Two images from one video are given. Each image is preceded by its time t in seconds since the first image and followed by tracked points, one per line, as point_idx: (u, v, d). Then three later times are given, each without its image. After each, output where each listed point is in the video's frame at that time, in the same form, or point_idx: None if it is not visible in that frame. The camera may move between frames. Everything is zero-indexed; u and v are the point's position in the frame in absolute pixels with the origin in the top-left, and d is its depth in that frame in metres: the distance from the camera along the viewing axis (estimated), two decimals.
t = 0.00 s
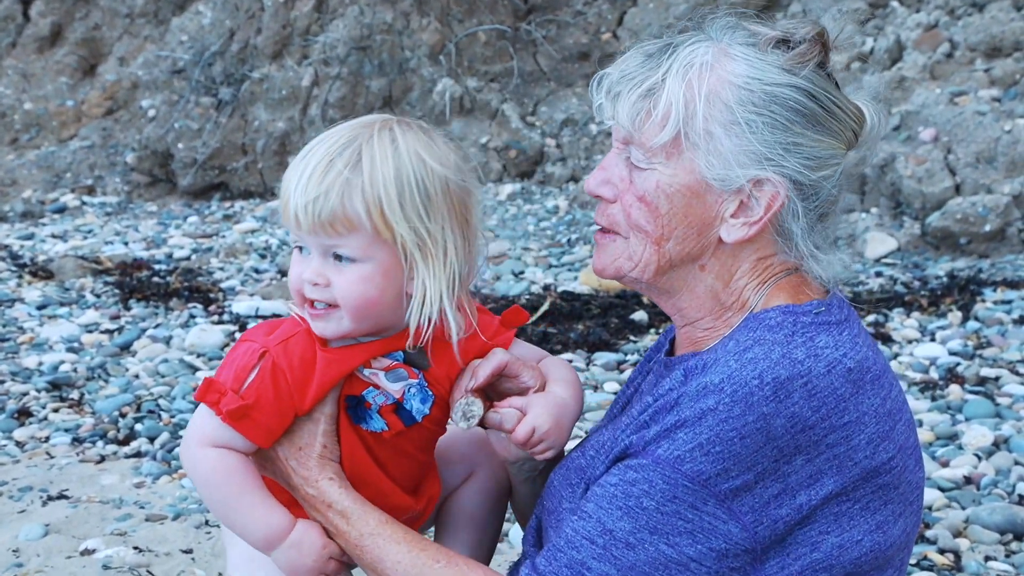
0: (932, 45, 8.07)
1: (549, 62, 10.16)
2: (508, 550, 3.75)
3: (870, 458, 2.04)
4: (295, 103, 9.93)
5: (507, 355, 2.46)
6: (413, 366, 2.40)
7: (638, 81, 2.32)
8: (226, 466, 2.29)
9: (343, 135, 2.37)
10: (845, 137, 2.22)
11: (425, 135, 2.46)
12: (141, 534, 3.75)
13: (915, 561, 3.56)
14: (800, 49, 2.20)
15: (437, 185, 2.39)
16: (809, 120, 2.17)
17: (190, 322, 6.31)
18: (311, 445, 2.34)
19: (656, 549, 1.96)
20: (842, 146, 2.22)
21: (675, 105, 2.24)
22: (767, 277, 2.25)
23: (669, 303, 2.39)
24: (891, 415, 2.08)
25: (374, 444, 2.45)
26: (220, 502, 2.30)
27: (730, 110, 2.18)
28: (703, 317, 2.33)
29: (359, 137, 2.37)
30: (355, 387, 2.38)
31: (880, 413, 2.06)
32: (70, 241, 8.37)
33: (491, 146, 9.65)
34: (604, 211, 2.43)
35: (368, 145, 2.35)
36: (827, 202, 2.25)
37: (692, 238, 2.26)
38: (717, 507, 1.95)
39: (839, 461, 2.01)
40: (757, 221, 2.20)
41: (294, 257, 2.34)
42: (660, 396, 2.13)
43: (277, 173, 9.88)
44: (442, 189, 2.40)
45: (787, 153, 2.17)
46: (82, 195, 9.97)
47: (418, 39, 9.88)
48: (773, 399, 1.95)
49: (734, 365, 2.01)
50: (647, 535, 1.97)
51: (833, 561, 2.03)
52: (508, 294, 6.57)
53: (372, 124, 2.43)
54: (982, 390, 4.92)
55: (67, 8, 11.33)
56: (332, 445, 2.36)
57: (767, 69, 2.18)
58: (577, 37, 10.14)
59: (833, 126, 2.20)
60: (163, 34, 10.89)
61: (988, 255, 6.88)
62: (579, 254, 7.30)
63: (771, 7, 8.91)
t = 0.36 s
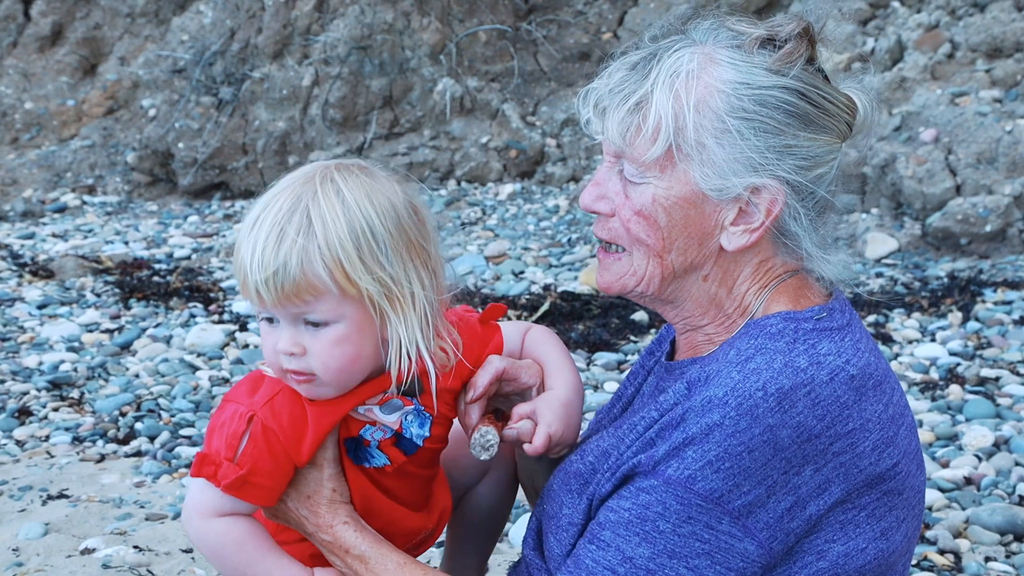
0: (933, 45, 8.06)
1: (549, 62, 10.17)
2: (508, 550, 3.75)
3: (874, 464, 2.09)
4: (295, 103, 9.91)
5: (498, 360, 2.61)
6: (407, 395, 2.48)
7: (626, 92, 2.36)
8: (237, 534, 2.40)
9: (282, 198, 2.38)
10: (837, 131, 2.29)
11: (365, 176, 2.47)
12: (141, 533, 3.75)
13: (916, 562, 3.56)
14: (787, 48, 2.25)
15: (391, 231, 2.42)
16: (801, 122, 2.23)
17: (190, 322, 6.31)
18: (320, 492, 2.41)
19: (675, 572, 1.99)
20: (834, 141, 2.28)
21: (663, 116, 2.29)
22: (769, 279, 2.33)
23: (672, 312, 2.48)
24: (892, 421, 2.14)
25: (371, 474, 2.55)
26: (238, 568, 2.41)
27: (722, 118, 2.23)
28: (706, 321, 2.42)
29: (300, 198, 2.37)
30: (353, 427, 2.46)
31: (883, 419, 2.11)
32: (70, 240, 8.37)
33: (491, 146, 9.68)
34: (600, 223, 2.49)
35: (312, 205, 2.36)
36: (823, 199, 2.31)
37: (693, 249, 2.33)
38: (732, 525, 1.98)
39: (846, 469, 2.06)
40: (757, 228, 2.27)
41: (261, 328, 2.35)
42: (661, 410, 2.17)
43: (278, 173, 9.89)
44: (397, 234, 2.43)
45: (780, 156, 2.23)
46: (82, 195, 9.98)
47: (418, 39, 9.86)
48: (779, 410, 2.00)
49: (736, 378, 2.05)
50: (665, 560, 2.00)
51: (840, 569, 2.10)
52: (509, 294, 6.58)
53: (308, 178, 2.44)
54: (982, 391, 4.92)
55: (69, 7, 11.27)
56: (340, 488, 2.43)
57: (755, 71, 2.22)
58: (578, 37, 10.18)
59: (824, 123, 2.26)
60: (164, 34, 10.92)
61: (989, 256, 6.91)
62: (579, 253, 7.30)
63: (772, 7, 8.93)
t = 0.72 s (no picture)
0: (935, 56, 8.04)
1: (550, 71, 10.24)
2: (509, 559, 3.74)
3: (872, 469, 2.11)
4: (297, 111, 9.88)
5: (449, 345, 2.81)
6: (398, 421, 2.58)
7: (617, 102, 2.39)
8: None
9: (275, 267, 2.38)
10: (827, 143, 2.28)
11: (341, 231, 2.49)
12: (143, 543, 3.74)
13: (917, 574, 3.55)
14: (776, 60, 2.25)
15: (379, 282, 2.47)
16: (794, 135, 2.23)
17: (191, 331, 6.31)
18: (327, 537, 2.51)
19: None
20: (825, 154, 2.28)
21: (653, 126, 2.31)
22: (761, 289, 2.33)
23: (668, 323, 2.50)
24: (888, 426, 2.15)
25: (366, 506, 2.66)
26: None
27: (710, 128, 2.24)
28: (699, 331, 2.43)
29: (291, 264, 2.38)
30: (353, 468, 2.54)
31: (879, 424, 2.13)
32: (72, 249, 8.38)
33: (492, 156, 9.71)
34: (595, 234, 2.51)
35: (306, 270, 2.37)
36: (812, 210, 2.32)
37: (682, 258, 2.35)
38: (736, 532, 2.00)
39: (843, 473, 2.08)
40: (745, 238, 2.28)
41: (258, 395, 2.39)
42: (659, 416, 2.18)
43: (280, 181, 9.87)
44: (384, 286, 2.48)
45: (769, 165, 2.24)
46: (84, 203, 9.99)
47: (421, 48, 9.85)
48: (774, 415, 2.01)
49: (731, 383, 2.06)
50: (673, 572, 2.03)
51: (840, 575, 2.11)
52: (510, 303, 6.59)
53: (290, 241, 2.44)
54: (983, 402, 4.91)
55: (71, 15, 11.23)
56: (345, 530, 2.53)
57: (744, 83, 2.23)
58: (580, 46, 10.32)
59: (817, 135, 2.26)
60: (166, 42, 10.93)
61: (990, 266, 6.92)
62: (581, 263, 7.29)
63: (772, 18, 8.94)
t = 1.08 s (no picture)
0: (939, 63, 8.05)
1: (555, 78, 10.24)
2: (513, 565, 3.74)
3: (871, 473, 2.11)
4: (301, 118, 9.89)
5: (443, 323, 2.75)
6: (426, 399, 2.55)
7: (606, 118, 2.39)
8: None
9: (312, 248, 2.31)
10: (817, 145, 2.28)
11: (366, 208, 2.43)
12: (148, 548, 3.74)
13: None
14: (760, 66, 2.26)
15: (411, 257, 2.42)
16: (782, 139, 2.23)
17: (196, 337, 6.31)
18: (356, 521, 2.44)
19: None
20: (816, 154, 2.28)
21: (643, 140, 2.30)
22: (759, 295, 2.32)
23: (663, 330, 2.49)
24: (885, 431, 2.15)
25: (387, 492, 2.60)
26: None
27: (698, 138, 2.25)
28: (695, 339, 2.42)
29: (330, 243, 2.31)
30: (387, 452, 2.49)
31: (876, 428, 2.13)
32: (77, 255, 8.39)
33: (497, 163, 9.71)
34: (589, 247, 2.51)
35: (345, 246, 2.31)
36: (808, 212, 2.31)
37: (680, 268, 2.34)
38: (741, 537, 1.99)
39: (843, 477, 2.08)
40: (741, 244, 2.27)
41: (294, 378, 2.32)
42: (655, 426, 2.17)
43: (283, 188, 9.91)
44: (415, 261, 2.43)
45: (761, 171, 2.23)
46: (89, 210, 10.01)
47: (425, 56, 9.86)
48: (772, 418, 2.02)
49: (728, 389, 2.06)
50: None
51: None
52: (514, 310, 6.58)
53: (317, 222, 2.37)
54: (988, 410, 4.90)
55: (75, 23, 11.28)
56: (371, 516, 2.47)
57: (731, 91, 2.24)
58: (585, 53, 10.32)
59: (806, 137, 2.26)
60: (170, 50, 10.96)
61: (995, 275, 6.91)
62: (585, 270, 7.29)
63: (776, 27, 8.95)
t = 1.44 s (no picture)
0: (954, 59, 8.03)
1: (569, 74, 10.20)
2: (526, 561, 3.72)
3: (899, 480, 2.07)
4: (314, 113, 9.89)
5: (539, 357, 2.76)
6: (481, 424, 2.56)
7: (647, 116, 2.33)
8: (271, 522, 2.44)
9: (437, 257, 2.39)
10: (860, 143, 2.23)
11: (504, 234, 2.51)
12: (160, 543, 3.74)
13: None
14: (804, 66, 2.21)
15: (524, 287, 2.48)
16: (826, 141, 2.18)
17: (208, 332, 6.31)
18: (387, 503, 2.45)
19: None
20: (859, 153, 2.23)
21: (685, 139, 2.25)
22: (798, 294, 2.29)
23: (699, 328, 2.45)
24: (916, 438, 2.11)
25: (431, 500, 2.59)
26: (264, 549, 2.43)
27: (741, 138, 2.20)
28: (733, 337, 2.39)
29: (453, 254, 2.40)
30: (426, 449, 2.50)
31: (907, 436, 2.09)
32: (89, 250, 8.40)
33: (509, 158, 9.69)
34: (627, 246, 2.46)
35: (465, 263, 2.40)
36: (850, 208, 2.27)
37: (719, 266, 2.30)
38: (766, 535, 1.95)
39: (870, 482, 2.04)
40: (783, 244, 2.23)
41: (379, 364, 2.39)
42: (688, 420, 2.14)
43: (296, 183, 9.88)
44: (527, 294, 2.49)
45: (803, 172, 2.19)
46: (102, 205, 10.03)
47: (438, 50, 9.85)
48: (803, 418, 1.98)
49: (761, 386, 2.04)
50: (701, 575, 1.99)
51: None
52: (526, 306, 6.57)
53: (456, 231, 2.46)
54: (999, 406, 4.88)
55: (88, 18, 11.29)
56: (406, 504, 2.47)
57: (774, 90, 2.19)
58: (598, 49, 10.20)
59: (849, 137, 2.21)
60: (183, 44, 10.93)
61: (1008, 270, 6.78)
62: (597, 266, 7.27)
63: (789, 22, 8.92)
